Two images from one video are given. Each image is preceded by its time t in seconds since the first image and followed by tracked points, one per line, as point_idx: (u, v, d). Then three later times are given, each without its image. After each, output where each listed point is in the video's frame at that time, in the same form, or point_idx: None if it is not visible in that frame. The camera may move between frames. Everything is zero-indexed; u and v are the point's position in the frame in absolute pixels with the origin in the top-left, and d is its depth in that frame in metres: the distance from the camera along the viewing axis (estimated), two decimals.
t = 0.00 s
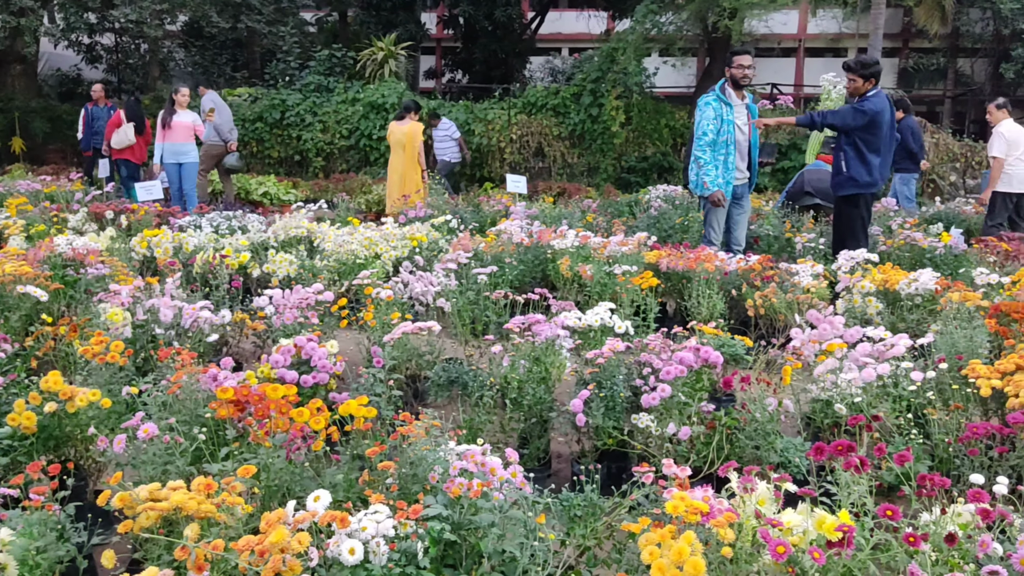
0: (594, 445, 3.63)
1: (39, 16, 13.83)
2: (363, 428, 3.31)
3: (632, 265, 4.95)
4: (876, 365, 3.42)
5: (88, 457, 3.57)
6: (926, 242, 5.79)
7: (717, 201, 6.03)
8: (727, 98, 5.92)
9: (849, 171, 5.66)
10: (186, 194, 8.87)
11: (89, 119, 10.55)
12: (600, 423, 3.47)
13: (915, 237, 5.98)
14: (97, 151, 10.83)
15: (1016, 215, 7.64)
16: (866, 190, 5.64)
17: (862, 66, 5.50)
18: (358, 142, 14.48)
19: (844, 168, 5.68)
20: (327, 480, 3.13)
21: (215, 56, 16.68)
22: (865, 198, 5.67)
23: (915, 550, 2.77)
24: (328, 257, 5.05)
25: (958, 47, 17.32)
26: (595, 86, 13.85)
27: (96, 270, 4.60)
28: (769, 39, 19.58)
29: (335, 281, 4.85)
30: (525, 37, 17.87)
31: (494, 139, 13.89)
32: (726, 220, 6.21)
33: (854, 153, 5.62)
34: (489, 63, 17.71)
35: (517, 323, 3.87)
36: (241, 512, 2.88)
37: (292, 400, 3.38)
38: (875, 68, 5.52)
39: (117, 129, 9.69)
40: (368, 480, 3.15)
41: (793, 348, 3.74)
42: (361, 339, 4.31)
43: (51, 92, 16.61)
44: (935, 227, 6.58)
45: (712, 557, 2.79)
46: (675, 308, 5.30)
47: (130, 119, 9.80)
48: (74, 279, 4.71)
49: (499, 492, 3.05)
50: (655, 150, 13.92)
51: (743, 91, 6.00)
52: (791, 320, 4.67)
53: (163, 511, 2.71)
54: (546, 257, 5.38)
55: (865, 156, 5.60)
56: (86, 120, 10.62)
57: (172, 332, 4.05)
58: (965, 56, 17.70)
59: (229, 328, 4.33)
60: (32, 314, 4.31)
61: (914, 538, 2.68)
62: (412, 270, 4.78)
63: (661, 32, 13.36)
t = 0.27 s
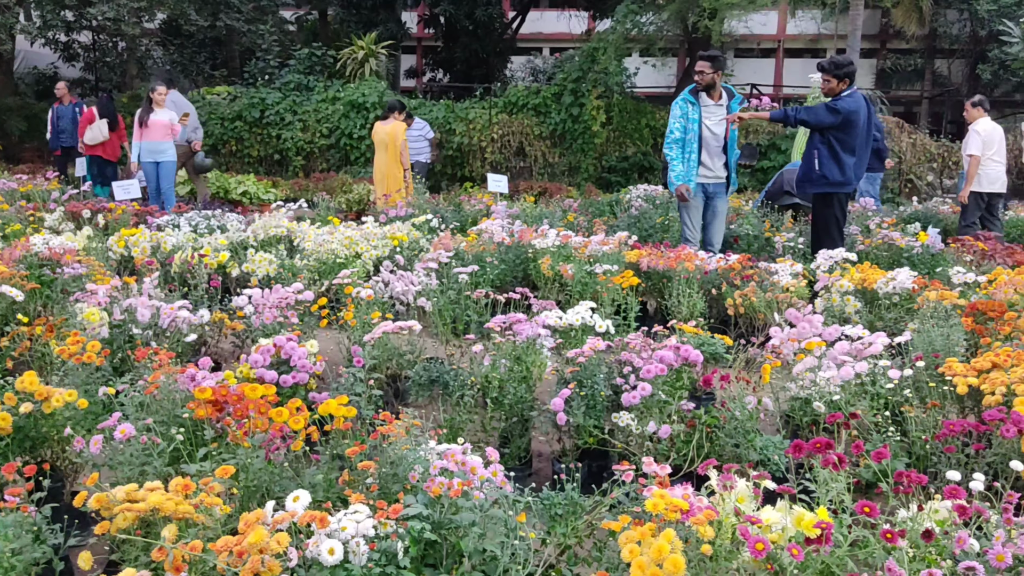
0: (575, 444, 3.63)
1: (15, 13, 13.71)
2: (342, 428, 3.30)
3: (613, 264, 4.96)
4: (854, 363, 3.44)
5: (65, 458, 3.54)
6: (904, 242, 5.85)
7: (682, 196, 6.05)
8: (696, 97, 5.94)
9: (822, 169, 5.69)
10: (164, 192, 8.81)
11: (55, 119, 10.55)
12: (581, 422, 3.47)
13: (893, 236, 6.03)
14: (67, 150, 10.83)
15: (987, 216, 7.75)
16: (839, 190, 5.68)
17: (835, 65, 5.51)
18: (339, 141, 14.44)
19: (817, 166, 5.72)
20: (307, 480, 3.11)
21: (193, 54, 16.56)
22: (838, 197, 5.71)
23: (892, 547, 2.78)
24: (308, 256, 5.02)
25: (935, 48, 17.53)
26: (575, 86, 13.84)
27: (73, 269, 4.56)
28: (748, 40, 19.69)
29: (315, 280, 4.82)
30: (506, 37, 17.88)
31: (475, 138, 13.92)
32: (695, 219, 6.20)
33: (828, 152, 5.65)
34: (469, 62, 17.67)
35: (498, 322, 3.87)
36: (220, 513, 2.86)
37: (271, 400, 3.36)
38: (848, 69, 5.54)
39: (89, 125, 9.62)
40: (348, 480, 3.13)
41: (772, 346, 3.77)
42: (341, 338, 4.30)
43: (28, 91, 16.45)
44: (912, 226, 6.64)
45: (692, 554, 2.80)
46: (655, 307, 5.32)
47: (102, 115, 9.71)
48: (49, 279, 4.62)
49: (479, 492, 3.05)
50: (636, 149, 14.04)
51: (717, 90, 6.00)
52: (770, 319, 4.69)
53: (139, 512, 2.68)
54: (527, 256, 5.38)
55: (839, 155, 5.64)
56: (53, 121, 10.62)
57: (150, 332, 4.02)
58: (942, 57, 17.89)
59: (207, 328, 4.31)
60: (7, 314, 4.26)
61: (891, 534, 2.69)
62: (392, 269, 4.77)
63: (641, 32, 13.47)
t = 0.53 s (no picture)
0: (558, 442, 3.64)
1: None
2: (325, 427, 3.28)
3: (596, 263, 4.98)
4: (835, 361, 3.46)
5: (43, 458, 3.51)
6: (884, 241, 5.90)
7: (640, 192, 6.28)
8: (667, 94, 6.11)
9: (805, 172, 5.74)
10: (144, 190, 8.76)
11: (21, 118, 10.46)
12: (565, 420, 3.47)
13: (874, 235, 6.08)
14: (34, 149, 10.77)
15: (965, 212, 7.81)
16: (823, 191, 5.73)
17: (814, 65, 5.53)
18: (321, 139, 14.42)
19: (799, 169, 5.76)
20: (289, 480, 3.09)
21: (175, 52, 16.47)
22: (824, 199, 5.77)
23: (873, 543, 2.80)
24: (291, 255, 5.01)
25: (915, 49, 17.70)
26: (559, 85, 13.84)
27: (52, 268, 4.52)
28: (731, 40, 19.78)
29: (298, 278, 4.80)
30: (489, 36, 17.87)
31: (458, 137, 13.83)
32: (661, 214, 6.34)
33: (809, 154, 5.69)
34: (453, 61, 17.65)
35: (481, 321, 3.86)
36: (200, 513, 2.84)
37: (253, 399, 3.33)
38: (825, 67, 5.55)
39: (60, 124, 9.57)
40: (330, 479, 3.11)
41: (755, 345, 3.79)
42: (323, 337, 4.28)
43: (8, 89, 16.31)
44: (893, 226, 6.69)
45: (674, 552, 2.80)
46: (638, 306, 5.34)
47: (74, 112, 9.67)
48: (29, 278, 4.56)
49: (462, 490, 3.05)
50: (620, 148, 14.02)
51: (693, 89, 6.09)
52: (752, 317, 4.72)
53: (119, 512, 2.66)
54: (511, 254, 5.39)
55: (821, 156, 5.68)
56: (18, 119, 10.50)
57: (130, 331, 3.99)
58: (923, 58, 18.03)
59: (189, 327, 4.29)
60: None
61: (871, 530, 2.71)
62: (375, 267, 4.76)
63: (624, 31, 13.80)
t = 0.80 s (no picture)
0: (543, 440, 3.63)
1: None
2: (308, 426, 3.27)
3: (580, 260, 4.99)
4: (818, 359, 3.49)
5: (22, 458, 3.45)
6: (867, 239, 5.94)
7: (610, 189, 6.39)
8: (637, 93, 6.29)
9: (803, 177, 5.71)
10: (126, 188, 8.70)
11: None
12: (549, 418, 3.47)
13: (856, 233, 6.12)
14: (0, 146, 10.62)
15: (948, 210, 7.88)
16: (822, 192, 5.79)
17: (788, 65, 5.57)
18: (305, 137, 14.38)
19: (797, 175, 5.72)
20: (272, 479, 3.07)
21: (157, 49, 16.35)
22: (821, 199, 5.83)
23: (856, 539, 2.81)
24: (274, 253, 4.99)
25: (897, 48, 17.84)
26: (543, 83, 13.86)
27: (32, 266, 4.48)
28: (714, 39, 19.83)
29: (282, 277, 4.78)
30: (473, 33, 17.85)
31: (443, 135, 13.87)
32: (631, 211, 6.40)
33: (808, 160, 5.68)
34: (437, 59, 17.64)
35: (465, 319, 3.85)
36: (182, 512, 2.82)
37: (235, 398, 3.32)
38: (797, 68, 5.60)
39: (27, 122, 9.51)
40: (313, 478, 3.09)
41: (739, 342, 3.81)
42: (307, 336, 4.27)
43: None
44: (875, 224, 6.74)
45: (658, 549, 2.81)
46: (623, 304, 5.36)
47: (41, 110, 9.60)
48: (9, 275, 4.55)
49: (446, 488, 3.04)
50: (604, 147, 14.10)
51: (663, 89, 6.22)
52: (736, 315, 4.74)
53: (100, 512, 2.63)
54: (495, 253, 5.39)
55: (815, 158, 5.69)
56: None
57: (111, 330, 3.97)
58: (904, 57, 18.15)
59: (171, 325, 4.26)
60: None
61: (854, 527, 2.72)
62: (360, 266, 4.74)
63: (609, 30, 13.53)
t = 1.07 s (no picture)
0: (527, 436, 3.63)
1: None
2: (292, 423, 3.26)
3: (565, 258, 5.00)
4: (800, 355, 3.51)
5: (3, 456, 3.43)
6: (849, 237, 5.99)
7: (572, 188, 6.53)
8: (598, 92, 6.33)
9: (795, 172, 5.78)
10: (108, 186, 8.65)
11: None
12: (533, 414, 3.48)
13: (839, 231, 6.17)
14: None
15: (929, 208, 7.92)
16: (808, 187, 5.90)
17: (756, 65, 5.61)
18: (289, 134, 14.32)
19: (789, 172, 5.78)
20: (255, 476, 3.06)
21: (139, 46, 16.24)
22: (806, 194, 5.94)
23: (838, 534, 2.83)
24: (257, 250, 4.97)
25: (879, 47, 17.95)
26: (528, 81, 13.97)
27: (12, 264, 4.45)
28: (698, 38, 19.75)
29: (265, 274, 4.77)
30: (458, 31, 17.83)
31: (427, 132, 13.81)
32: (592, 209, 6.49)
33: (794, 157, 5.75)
34: (422, 56, 17.61)
35: (450, 316, 3.85)
36: (165, 510, 2.80)
37: (218, 396, 3.31)
38: (767, 66, 5.64)
39: None
40: (297, 476, 3.08)
41: (722, 339, 3.83)
42: (291, 333, 4.26)
43: None
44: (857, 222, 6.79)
45: (642, 545, 2.82)
46: (607, 301, 5.37)
47: (9, 106, 9.47)
48: None
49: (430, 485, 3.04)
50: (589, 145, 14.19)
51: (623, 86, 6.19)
52: (719, 312, 4.75)
53: (81, 510, 2.61)
54: (480, 250, 5.39)
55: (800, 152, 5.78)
56: None
57: (93, 328, 3.94)
58: (887, 56, 18.26)
59: (153, 323, 4.24)
60: None
61: (835, 522, 2.74)
62: (344, 263, 4.73)
63: (594, 27, 13.49)
